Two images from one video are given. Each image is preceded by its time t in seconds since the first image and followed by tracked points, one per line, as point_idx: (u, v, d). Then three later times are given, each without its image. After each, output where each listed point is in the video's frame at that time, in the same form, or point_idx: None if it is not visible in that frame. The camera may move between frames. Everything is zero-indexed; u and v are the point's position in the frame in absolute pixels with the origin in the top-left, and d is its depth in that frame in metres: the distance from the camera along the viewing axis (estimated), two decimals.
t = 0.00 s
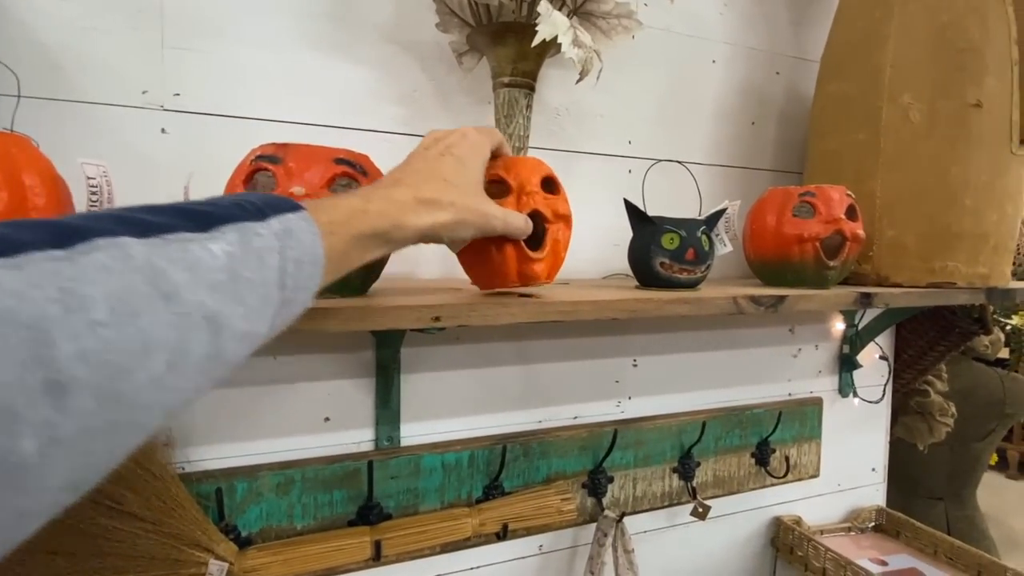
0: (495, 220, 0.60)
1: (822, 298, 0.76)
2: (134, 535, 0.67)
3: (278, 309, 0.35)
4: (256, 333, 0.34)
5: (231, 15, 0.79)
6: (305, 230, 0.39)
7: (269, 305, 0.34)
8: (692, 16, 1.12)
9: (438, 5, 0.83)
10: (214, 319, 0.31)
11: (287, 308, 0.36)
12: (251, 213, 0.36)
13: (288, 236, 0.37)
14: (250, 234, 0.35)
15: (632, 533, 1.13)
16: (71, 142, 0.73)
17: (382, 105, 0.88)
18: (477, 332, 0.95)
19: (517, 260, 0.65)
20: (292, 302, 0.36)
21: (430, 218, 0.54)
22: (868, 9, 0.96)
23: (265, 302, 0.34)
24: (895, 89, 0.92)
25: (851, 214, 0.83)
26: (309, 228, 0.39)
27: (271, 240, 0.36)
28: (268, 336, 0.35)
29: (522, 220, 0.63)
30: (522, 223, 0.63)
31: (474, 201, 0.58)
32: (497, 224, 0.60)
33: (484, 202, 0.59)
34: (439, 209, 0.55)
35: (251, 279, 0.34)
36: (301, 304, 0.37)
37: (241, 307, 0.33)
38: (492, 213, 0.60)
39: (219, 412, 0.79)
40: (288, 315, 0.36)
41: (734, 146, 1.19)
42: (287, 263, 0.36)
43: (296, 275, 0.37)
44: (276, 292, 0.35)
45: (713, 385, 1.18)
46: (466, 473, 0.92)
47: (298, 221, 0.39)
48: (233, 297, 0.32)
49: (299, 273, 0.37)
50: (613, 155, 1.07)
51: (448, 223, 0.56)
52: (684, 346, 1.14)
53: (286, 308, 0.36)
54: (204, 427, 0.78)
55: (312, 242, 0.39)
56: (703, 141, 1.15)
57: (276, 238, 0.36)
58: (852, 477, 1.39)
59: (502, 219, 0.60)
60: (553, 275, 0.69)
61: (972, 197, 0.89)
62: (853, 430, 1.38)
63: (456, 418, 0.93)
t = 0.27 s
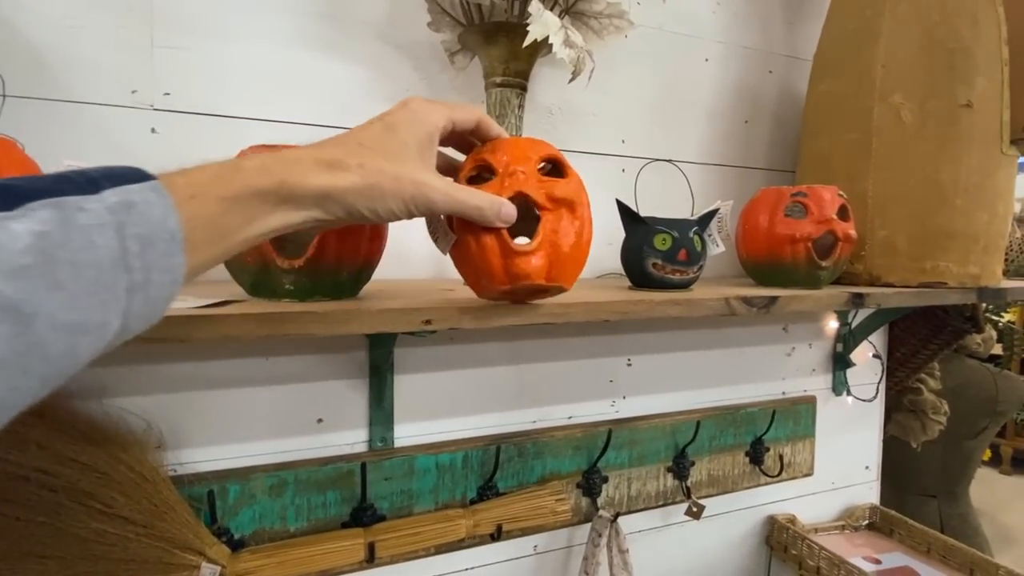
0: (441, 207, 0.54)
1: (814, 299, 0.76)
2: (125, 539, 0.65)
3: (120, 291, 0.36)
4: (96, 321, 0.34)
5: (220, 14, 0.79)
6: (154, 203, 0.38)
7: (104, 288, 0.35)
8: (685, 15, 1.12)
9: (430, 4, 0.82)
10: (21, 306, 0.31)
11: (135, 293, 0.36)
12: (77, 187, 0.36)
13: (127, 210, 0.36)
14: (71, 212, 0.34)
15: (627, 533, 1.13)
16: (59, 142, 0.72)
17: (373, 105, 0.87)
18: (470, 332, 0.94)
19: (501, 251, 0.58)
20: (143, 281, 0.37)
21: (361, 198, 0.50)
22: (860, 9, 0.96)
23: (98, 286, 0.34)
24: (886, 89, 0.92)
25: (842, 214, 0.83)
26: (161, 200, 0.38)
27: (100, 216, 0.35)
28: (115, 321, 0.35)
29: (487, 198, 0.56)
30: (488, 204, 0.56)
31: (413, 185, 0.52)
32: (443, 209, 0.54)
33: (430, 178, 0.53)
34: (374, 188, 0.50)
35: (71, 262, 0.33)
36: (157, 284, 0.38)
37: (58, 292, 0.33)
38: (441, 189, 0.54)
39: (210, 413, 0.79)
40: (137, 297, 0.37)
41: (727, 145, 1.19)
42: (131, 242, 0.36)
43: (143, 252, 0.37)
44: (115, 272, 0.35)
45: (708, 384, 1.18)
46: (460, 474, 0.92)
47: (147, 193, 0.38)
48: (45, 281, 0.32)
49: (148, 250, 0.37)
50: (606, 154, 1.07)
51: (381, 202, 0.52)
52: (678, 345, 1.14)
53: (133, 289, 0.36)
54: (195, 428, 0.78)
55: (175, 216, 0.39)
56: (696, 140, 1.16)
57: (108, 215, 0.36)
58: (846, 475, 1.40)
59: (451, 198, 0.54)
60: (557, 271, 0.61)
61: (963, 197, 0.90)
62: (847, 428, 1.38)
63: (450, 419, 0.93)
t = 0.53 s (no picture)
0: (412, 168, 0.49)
1: (812, 298, 0.76)
2: (124, 540, 0.65)
3: (32, 304, 0.35)
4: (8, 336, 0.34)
5: (215, 14, 0.78)
6: (64, 203, 0.37)
7: (13, 303, 0.34)
8: (681, 15, 1.12)
9: (426, 4, 0.82)
10: None
11: (53, 305, 0.36)
12: None
13: (33, 213, 0.35)
14: None
15: (626, 532, 1.13)
16: (53, 143, 0.72)
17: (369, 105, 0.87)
18: (468, 332, 0.94)
19: (493, 217, 0.56)
20: (59, 291, 0.36)
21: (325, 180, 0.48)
22: (856, 8, 0.96)
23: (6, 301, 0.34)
24: (883, 88, 0.92)
25: (840, 213, 0.83)
26: (73, 200, 0.37)
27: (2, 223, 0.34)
28: (32, 332, 0.35)
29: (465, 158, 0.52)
30: (467, 161, 0.52)
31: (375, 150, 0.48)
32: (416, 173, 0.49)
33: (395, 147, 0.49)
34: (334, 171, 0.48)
35: None
36: (76, 295, 0.37)
37: None
38: (410, 155, 0.49)
39: (205, 414, 0.78)
40: (56, 309, 0.36)
41: (724, 144, 1.19)
42: (41, 249, 0.35)
43: (55, 259, 0.36)
44: (25, 285, 0.34)
45: (706, 383, 1.18)
46: (459, 474, 0.92)
47: (60, 193, 0.37)
48: None
49: (62, 256, 0.36)
50: (603, 154, 1.07)
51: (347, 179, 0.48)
52: (676, 345, 1.14)
53: (48, 301, 0.36)
54: (192, 430, 0.78)
55: (89, 218, 0.38)
56: (693, 139, 1.16)
57: (10, 220, 0.34)
58: (844, 474, 1.40)
59: (421, 161, 0.49)
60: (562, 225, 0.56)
61: (960, 196, 0.90)
62: (844, 427, 1.39)
63: (448, 419, 0.93)
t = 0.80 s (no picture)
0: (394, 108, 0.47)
1: (812, 296, 0.76)
2: (123, 540, 0.65)
3: None
4: None
5: (213, 12, 0.78)
6: (27, 201, 0.36)
7: None
8: (680, 14, 1.13)
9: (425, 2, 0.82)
10: None
11: (19, 308, 0.35)
12: None
13: None
14: None
15: (625, 531, 1.13)
16: (50, 142, 0.71)
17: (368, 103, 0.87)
18: (467, 331, 0.94)
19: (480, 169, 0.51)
20: (27, 294, 0.35)
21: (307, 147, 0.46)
22: (855, 7, 0.97)
23: None
24: (882, 86, 0.92)
25: (840, 211, 0.83)
26: (37, 198, 0.36)
27: None
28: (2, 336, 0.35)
29: (455, 108, 0.50)
30: (453, 109, 0.50)
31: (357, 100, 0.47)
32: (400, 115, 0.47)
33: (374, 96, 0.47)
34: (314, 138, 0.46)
35: None
36: (45, 296, 0.36)
37: None
38: (394, 104, 0.47)
39: (204, 414, 0.78)
40: (27, 312, 0.35)
41: (722, 143, 1.19)
42: (5, 250, 0.34)
43: (19, 259, 0.35)
44: None
45: (705, 382, 1.19)
46: (458, 473, 0.92)
47: (23, 190, 0.36)
48: None
49: (28, 256, 0.35)
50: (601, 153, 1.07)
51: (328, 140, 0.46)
52: (675, 343, 1.14)
53: (16, 305, 0.35)
54: (190, 429, 0.77)
55: (55, 216, 0.37)
56: (692, 138, 1.16)
57: None
58: (842, 471, 1.40)
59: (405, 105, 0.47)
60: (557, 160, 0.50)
61: (958, 193, 0.90)
62: (842, 425, 1.39)
63: (447, 418, 0.93)
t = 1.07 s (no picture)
0: (398, 117, 0.47)
1: (811, 294, 0.76)
2: (121, 540, 0.65)
3: None
4: None
5: (211, 9, 0.78)
6: (21, 223, 0.35)
7: None
8: (679, 11, 1.12)
9: None
10: None
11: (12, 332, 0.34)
12: None
13: None
14: None
15: (624, 529, 1.13)
16: (46, 139, 0.71)
17: (366, 101, 0.87)
18: (466, 330, 0.94)
19: (472, 152, 0.48)
20: (19, 318, 0.34)
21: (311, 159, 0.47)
22: (854, 4, 0.96)
23: None
24: (881, 84, 0.92)
25: (838, 209, 0.83)
26: (32, 219, 0.36)
27: None
28: None
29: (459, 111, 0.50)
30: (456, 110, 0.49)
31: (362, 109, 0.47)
32: (405, 123, 0.47)
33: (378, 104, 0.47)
34: (318, 148, 0.47)
35: None
36: (39, 320, 0.35)
37: None
38: (400, 112, 0.47)
39: (202, 413, 0.78)
40: (20, 336, 0.34)
41: (721, 141, 1.19)
42: None
43: (12, 283, 0.34)
44: None
45: (704, 380, 1.19)
46: (457, 472, 0.92)
47: (17, 212, 0.36)
48: None
49: (21, 280, 0.34)
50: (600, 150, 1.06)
51: (331, 149, 0.47)
52: (675, 342, 1.14)
53: (8, 330, 0.34)
54: (188, 429, 0.77)
55: (50, 238, 0.36)
56: (691, 136, 1.15)
57: None
58: (840, 469, 1.40)
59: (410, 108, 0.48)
60: (556, 141, 0.47)
61: (958, 191, 0.90)
62: (841, 423, 1.39)
63: (446, 417, 0.93)
